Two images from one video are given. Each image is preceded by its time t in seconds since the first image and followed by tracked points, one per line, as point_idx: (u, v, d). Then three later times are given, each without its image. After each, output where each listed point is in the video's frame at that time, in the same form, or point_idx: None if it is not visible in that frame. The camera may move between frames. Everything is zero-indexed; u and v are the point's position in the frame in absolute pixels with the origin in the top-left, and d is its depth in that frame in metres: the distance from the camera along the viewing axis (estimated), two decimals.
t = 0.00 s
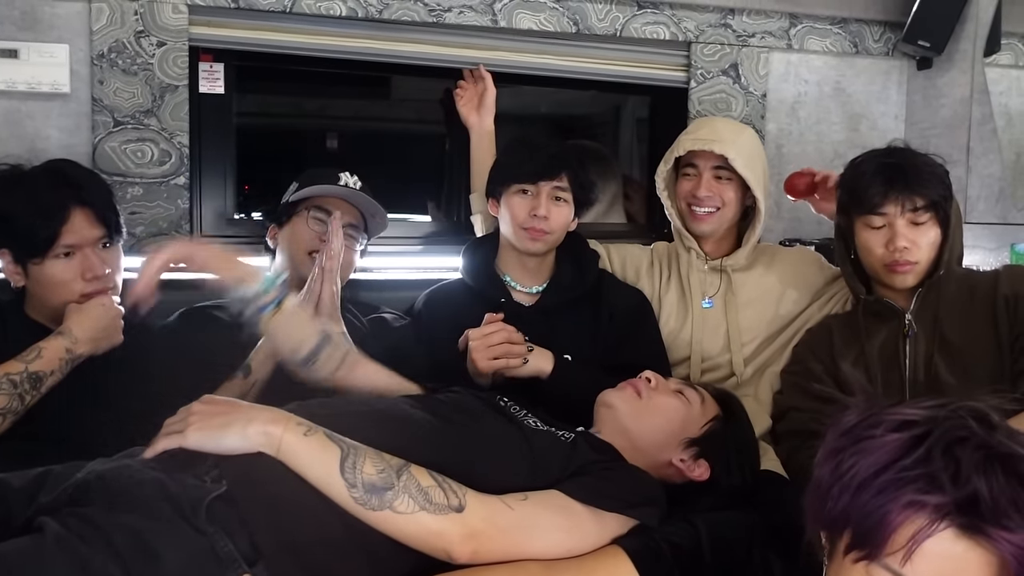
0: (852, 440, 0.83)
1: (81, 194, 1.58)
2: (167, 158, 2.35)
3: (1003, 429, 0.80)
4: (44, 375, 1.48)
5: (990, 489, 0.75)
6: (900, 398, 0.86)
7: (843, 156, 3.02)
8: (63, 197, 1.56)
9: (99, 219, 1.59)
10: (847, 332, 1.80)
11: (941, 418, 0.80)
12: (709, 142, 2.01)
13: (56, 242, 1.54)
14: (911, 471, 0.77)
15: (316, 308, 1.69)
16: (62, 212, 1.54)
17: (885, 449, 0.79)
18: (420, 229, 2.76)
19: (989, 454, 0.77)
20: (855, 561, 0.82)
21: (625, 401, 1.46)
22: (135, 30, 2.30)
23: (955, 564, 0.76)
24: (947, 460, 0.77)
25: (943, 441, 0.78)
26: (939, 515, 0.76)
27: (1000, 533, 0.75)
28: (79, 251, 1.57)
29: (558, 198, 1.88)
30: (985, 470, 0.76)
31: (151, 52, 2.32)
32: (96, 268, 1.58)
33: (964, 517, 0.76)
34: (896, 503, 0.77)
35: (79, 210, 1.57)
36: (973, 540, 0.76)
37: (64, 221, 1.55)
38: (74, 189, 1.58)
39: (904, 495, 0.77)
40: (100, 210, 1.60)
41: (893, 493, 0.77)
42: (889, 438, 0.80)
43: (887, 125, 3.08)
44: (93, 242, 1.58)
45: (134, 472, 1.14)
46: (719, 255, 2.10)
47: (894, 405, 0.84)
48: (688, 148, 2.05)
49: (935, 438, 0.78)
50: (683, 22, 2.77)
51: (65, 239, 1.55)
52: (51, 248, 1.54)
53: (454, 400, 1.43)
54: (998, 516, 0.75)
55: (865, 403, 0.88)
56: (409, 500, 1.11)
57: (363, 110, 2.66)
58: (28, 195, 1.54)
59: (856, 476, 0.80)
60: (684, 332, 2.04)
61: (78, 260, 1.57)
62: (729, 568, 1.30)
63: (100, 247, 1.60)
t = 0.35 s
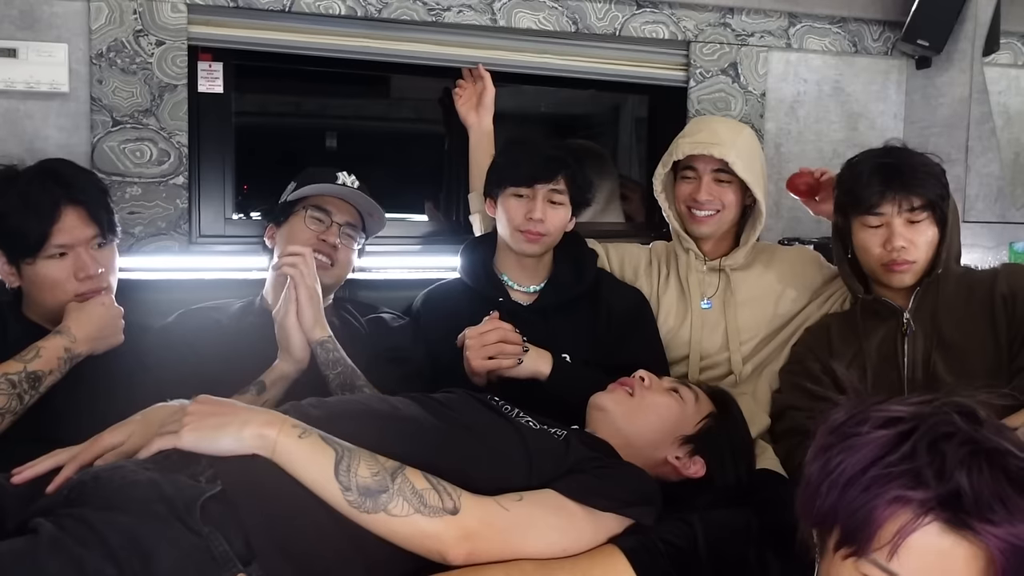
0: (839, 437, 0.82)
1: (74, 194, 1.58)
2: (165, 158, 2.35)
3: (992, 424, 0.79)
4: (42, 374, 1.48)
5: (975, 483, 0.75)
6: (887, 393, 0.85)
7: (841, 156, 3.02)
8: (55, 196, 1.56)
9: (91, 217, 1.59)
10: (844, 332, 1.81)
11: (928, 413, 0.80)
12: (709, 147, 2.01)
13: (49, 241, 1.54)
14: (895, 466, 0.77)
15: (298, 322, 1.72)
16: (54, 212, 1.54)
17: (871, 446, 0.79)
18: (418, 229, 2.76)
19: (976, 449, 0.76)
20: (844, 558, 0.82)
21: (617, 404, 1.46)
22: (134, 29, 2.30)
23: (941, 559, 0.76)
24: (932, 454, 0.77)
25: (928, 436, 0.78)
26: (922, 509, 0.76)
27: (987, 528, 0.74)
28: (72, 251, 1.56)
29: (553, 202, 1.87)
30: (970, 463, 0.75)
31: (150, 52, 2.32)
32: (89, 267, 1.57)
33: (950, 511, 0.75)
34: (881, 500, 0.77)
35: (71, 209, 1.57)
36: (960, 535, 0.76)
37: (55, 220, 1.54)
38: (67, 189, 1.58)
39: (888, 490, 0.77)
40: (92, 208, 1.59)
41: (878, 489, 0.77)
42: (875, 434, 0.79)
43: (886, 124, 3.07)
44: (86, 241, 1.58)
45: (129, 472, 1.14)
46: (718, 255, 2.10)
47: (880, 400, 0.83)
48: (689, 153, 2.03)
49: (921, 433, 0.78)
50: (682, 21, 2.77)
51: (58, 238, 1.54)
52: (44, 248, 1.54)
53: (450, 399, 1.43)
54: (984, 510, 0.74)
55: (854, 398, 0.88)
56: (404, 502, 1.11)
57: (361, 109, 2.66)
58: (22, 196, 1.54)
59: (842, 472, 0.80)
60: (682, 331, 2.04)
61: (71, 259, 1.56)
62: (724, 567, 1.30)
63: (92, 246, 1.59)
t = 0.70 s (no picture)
0: (827, 433, 0.89)
1: (72, 196, 1.58)
2: (164, 160, 2.36)
3: (975, 421, 0.85)
4: (43, 376, 1.48)
5: (952, 474, 0.80)
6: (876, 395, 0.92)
7: (841, 157, 3.02)
8: (53, 198, 1.56)
9: (89, 218, 1.58)
10: (844, 333, 1.81)
11: (910, 409, 0.86)
12: (717, 151, 2.01)
13: (47, 243, 1.54)
14: (876, 458, 0.83)
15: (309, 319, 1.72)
16: (52, 213, 1.54)
17: (855, 440, 0.85)
18: (418, 230, 2.76)
19: (954, 442, 0.82)
20: (832, 552, 0.87)
21: (615, 405, 1.47)
22: (133, 30, 2.30)
23: (923, 550, 0.80)
24: (912, 447, 0.83)
25: (910, 431, 0.83)
26: (904, 500, 0.81)
27: (966, 517, 0.79)
28: (70, 253, 1.56)
29: (554, 206, 1.88)
30: (948, 455, 0.81)
31: (149, 53, 2.32)
32: (87, 269, 1.57)
33: (930, 501, 0.80)
34: (863, 490, 0.83)
35: (70, 211, 1.57)
36: (941, 526, 0.80)
37: (53, 222, 1.54)
38: (64, 191, 1.58)
39: (870, 480, 0.83)
40: (90, 209, 1.59)
41: (861, 480, 0.83)
42: (859, 429, 0.86)
43: (885, 125, 3.07)
44: (85, 243, 1.58)
45: (128, 473, 1.14)
46: (720, 258, 2.09)
47: (869, 399, 0.90)
48: (695, 158, 2.02)
49: (903, 427, 0.84)
50: (681, 23, 2.77)
51: (56, 240, 1.54)
52: (43, 250, 1.54)
53: (450, 401, 1.43)
54: (962, 500, 0.79)
55: (846, 400, 0.94)
56: (403, 506, 1.11)
57: (360, 110, 2.66)
58: (20, 198, 1.54)
59: (829, 465, 0.86)
60: (682, 332, 2.04)
61: (69, 261, 1.56)
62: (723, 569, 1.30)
63: (90, 248, 1.59)
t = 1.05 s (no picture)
0: (820, 425, 0.95)
1: (74, 198, 1.58)
2: (163, 161, 2.35)
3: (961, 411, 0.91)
4: (41, 378, 1.48)
5: (937, 459, 0.86)
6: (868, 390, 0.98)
7: (839, 158, 3.03)
8: (57, 201, 1.56)
9: (93, 223, 1.59)
10: (842, 334, 1.80)
11: (898, 400, 0.92)
12: (699, 154, 2.01)
13: (49, 246, 1.54)
14: (865, 444, 0.89)
15: (308, 321, 1.73)
16: (54, 216, 1.54)
17: (847, 428, 0.91)
18: (416, 232, 2.76)
19: (939, 430, 0.88)
20: (823, 539, 0.91)
21: (612, 407, 1.47)
22: (132, 32, 2.30)
23: (910, 532, 0.84)
24: (900, 434, 0.89)
25: (897, 419, 0.89)
26: (891, 482, 0.86)
27: (951, 499, 0.84)
28: (72, 256, 1.56)
29: (559, 208, 1.89)
30: (933, 441, 0.87)
31: (147, 55, 2.32)
32: (89, 272, 1.58)
33: (918, 484, 0.85)
34: (853, 474, 0.88)
35: (72, 215, 1.57)
36: (928, 508, 0.85)
37: (56, 226, 1.54)
38: (66, 193, 1.58)
39: (859, 464, 0.88)
40: (94, 214, 1.59)
41: (851, 465, 0.88)
42: (851, 419, 0.92)
43: (884, 126, 3.07)
44: (87, 247, 1.58)
45: (126, 475, 1.14)
46: (716, 258, 2.09)
47: (859, 394, 0.96)
48: (680, 162, 2.03)
49: (891, 416, 0.90)
50: (679, 24, 2.77)
51: (59, 244, 1.54)
52: (45, 253, 1.54)
53: (449, 403, 1.43)
54: (946, 483, 0.84)
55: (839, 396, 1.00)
56: (402, 507, 1.11)
57: (359, 112, 2.66)
58: (20, 200, 1.54)
59: (821, 453, 0.92)
60: (681, 334, 2.05)
61: (71, 265, 1.56)
62: (723, 569, 1.30)
63: (93, 252, 1.59)
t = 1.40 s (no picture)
0: (803, 417, 1.00)
1: (72, 195, 1.58)
2: (162, 158, 2.35)
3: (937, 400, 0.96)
4: (40, 375, 1.48)
5: (910, 444, 0.90)
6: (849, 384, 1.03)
7: (838, 156, 3.03)
8: (54, 198, 1.56)
9: (89, 218, 1.59)
10: (841, 331, 1.80)
11: (875, 391, 0.97)
12: (691, 155, 2.01)
13: (47, 243, 1.54)
14: (842, 434, 0.94)
15: (305, 320, 1.73)
16: (52, 213, 1.54)
17: (826, 418, 0.96)
18: (415, 229, 2.76)
19: (912, 417, 0.92)
20: (807, 528, 0.95)
21: (618, 397, 1.47)
22: (130, 29, 2.30)
23: (888, 517, 0.88)
24: (875, 423, 0.93)
25: (873, 409, 0.94)
26: (866, 469, 0.90)
27: (924, 483, 0.88)
28: (69, 252, 1.57)
29: (556, 205, 1.89)
30: (906, 428, 0.92)
31: (146, 51, 2.32)
32: (86, 269, 1.58)
33: (892, 470, 0.89)
34: (830, 462, 0.92)
35: (70, 211, 1.57)
36: (903, 493, 0.89)
37: (54, 222, 1.54)
38: (65, 190, 1.58)
39: (836, 453, 0.92)
40: (91, 210, 1.60)
41: (829, 454, 0.93)
42: (830, 409, 0.97)
43: (882, 124, 3.07)
44: (84, 243, 1.58)
45: (126, 472, 1.14)
46: (714, 257, 2.10)
47: (841, 387, 1.01)
48: (672, 164, 2.03)
49: (867, 406, 0.95)
50: (678, 21, 2.77)
51: (56, 240, 1.54)
52: (42, 250, 1.54)
53: (449, 401, 1.43)
54: (919, 467, 0.88)
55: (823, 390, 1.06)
56: (401, 505, 1.11)
57: (359, 109, 2.66)
58: (18, 197, 1.53)
59: (801, 445, 0.97)
60: (679, 331, 2.05)
61: (69, 261, 1.56)
62: (721, 566, 1.30)
63: (90, 248, 1.59)
